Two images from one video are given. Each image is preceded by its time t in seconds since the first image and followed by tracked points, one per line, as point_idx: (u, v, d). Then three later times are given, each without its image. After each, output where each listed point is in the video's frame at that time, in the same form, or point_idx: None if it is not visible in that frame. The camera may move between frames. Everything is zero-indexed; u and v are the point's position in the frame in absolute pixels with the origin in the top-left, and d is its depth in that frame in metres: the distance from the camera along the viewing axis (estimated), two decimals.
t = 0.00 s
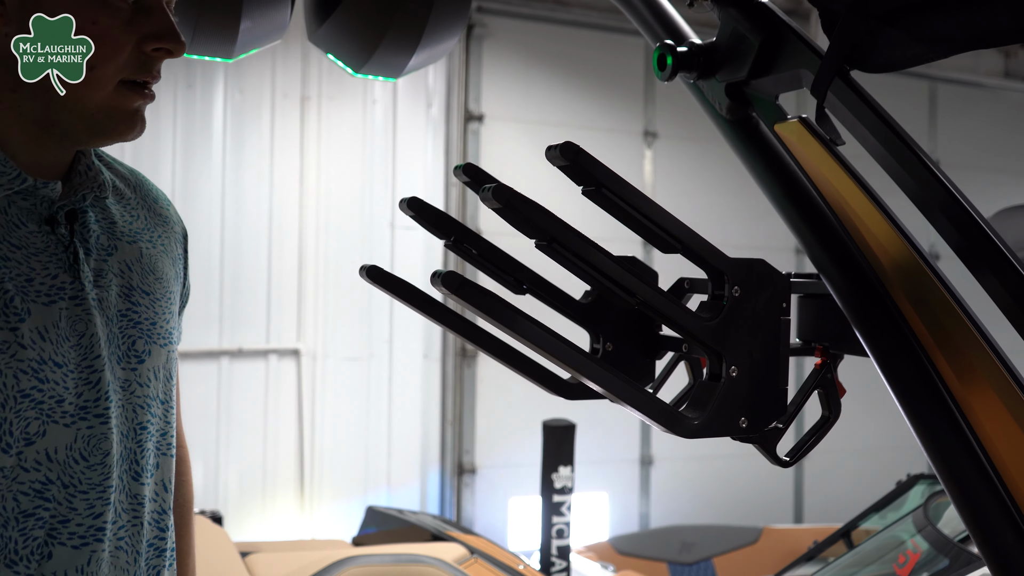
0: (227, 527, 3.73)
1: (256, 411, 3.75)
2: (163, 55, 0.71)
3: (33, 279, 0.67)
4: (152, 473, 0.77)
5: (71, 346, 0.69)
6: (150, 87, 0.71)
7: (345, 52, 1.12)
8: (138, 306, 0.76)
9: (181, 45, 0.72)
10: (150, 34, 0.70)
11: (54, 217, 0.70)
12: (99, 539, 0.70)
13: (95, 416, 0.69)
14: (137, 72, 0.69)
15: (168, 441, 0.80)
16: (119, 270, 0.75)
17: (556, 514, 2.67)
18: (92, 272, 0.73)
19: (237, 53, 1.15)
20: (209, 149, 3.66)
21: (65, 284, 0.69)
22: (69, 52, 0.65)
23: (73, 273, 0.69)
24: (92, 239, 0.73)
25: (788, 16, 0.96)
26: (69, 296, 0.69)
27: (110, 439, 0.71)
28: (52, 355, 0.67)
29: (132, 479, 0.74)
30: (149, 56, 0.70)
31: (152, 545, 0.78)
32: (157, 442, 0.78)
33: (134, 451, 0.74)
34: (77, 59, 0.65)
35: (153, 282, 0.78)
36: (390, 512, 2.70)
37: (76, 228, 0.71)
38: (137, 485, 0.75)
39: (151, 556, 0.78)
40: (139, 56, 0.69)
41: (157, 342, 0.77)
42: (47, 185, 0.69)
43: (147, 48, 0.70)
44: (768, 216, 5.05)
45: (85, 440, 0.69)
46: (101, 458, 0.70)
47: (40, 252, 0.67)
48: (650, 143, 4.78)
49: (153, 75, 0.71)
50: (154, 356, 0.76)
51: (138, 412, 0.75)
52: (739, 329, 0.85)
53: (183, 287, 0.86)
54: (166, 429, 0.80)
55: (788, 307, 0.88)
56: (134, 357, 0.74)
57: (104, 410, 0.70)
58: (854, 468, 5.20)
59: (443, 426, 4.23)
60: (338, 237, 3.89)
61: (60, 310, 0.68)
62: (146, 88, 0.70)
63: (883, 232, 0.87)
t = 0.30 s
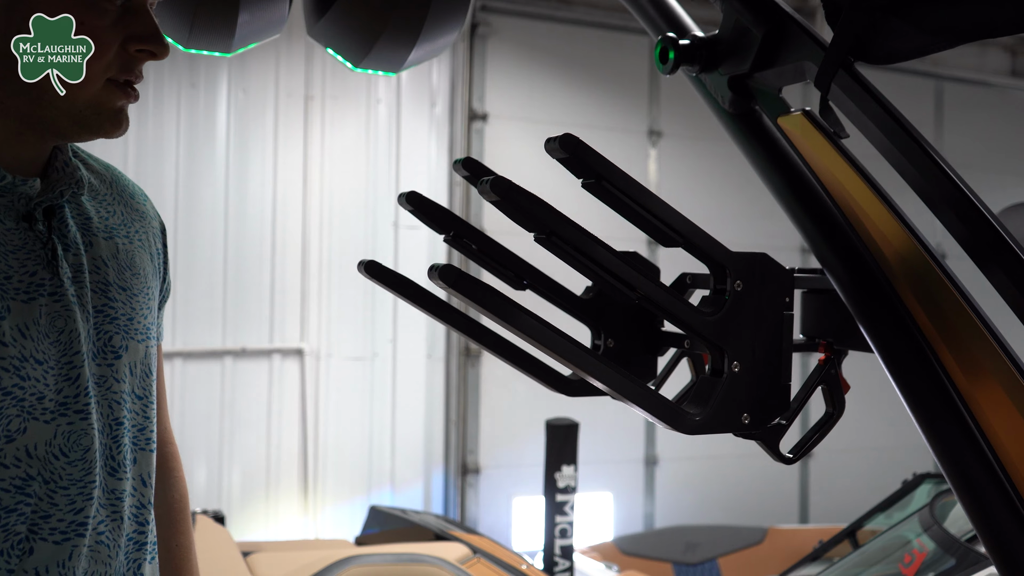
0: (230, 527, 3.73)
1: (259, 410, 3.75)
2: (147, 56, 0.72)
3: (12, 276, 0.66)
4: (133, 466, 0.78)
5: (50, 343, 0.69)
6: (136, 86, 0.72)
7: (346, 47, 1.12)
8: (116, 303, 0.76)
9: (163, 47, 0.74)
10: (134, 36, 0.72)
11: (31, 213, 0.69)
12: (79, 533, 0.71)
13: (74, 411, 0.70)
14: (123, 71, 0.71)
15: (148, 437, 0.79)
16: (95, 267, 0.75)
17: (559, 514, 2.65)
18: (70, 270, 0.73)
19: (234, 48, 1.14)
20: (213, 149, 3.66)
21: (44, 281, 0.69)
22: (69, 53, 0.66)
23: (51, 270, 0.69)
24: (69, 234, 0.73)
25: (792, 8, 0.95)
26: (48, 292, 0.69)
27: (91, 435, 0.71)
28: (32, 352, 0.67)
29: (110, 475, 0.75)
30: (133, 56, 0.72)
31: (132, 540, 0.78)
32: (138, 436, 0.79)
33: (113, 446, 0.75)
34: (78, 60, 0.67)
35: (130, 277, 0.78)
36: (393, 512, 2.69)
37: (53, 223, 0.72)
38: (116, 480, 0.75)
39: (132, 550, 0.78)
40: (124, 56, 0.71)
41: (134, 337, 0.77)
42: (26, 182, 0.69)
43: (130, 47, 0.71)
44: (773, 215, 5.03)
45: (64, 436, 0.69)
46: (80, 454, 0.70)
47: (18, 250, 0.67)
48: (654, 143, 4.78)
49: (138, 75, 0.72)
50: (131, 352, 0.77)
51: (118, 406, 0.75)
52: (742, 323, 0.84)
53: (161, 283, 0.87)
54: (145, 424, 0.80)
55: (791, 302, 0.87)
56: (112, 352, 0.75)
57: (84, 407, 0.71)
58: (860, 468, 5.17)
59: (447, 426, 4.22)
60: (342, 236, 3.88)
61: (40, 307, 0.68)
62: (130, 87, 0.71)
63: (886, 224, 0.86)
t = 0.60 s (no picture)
0: (230, 527, 3.72)
1: (259, 411, 3.75)
2: (146, 53, 0.68)
3: (7, 269, 0.61)
4: (133, 460, 0.73)
5: (48, 337, 0.64)
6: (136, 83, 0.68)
7: (341, 43, 1.12)
8: (115, 293, 0.71)
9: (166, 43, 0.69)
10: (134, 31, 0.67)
11: (27, 208, 0.64)
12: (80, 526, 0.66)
13: (73, 404, 0.65)
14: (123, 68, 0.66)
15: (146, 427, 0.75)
16: (92, 259, 0.70)
17: (559, 514, 2.65)
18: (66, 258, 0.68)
19: (230, 44, 1.14)
20: (213, 149, 3.65)
21: (40, 275, 0.64)
22: (69, 53, 0.62)
23: (47, 264, 0.64)
24: (64, 227, 0.68)
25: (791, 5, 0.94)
26: (44, 286, 0.64)
27: (92, 428, 0.67)
28: (30, 346, 0.62)
29: (111, 466, 0.70)
30: (131, 52, 0.67)
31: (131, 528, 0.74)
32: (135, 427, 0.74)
33: (113, 443, 0.70)
34: (77, 61, 0.62)
35: (127, 270, 0.73)
36: (392, 512, 2.68)
37: (49, 218, 0.66)
38: (117, 471, 0.70)
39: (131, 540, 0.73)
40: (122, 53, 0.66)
41: (133, 328, 0.72)
42: (23, 178, 0.64)
43: (130, 44, 0.66)
44: (775, 215, 5.02)
45: (61, 431, 0.65)
46: (81, 447, 0.66)
47: (14, 245, 0.62)
48: (655, 142, 4.77)
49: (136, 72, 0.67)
50: (131, 344, 0.72)
51: (118, 398, 0.70)
52: (741, 322, 0.83)
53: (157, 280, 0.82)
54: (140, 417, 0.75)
55: (790, 301, 0.86)
56: (111, 345, 0.70)
57: (85, 399, 0.66)
58: (861, 468, 5.17)
59: (447, 426, 4.23)
60: (341, 236, 3.88)
61: (37, 301, 0.63)
62: (127, 82, 0.67)
63: (884, 222, 0.85)
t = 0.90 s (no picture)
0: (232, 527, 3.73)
1: (261, 411, 3.75)
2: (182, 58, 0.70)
3: (50, 266, 0.67)
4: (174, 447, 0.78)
5: (87, 327, 0.69)
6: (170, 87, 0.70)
7: (341, 43, 1.12)
8: (151, 285, 0.76)
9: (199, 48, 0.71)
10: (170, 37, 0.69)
11: (68, 206, 0.70)
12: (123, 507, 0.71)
13: (111, 392, 0.70)
14: (159, 72, 0.69)
15: (183, 415, 0.79)
16: (129, 254, 0.75)
17: (560, 514, 2.65)
18: (106, 255, 0.73)
19: (228, 43, 1.14)
20: (215, 149, 3.66)
21: (81, 270, 0.69)
22: (69, 53, 0.63)
23: (86, 258, 0.70)
24: (103, 225, 0.73)
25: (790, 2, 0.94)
26: (83, 279, 0.69)
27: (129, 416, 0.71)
28: (70, 336, 0.67)
29: (144, 452, 0.74)
30: (168, 57, 0.69)
31: (170, 511, 0.78)
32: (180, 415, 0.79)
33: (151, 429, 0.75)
34: (76, 60, 0.64)
35: (162, 264, 0.78)
36: (394, 512, 2.68)
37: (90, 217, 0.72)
38: (149, 456, 0.75)
39: (177, 523, 0.78)
40: (161, 60, 0.69)
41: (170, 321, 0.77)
42: (62, 178, 0.69)
43: (166, 50, 0.69)
44: (778, 215, 5.02)
45: (102, 415, 0.69)
46: (118, 432, 0.70)
47: (55, 240, 0.68)
48: (658, 142, 4.77)
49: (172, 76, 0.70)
50: (165, 335, 0.76)
51: (152, 387, 0.75)
52: (739, 320, 0.83)
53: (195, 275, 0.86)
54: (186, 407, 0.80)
55: (788, 299, 0.86)
56: (145, 336, 0.74)
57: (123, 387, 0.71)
58: (864, 468, 5.16)
59: (450, 427, 4.24)
60: (343, 236, 3.89)
61: (76, 295, 0.68)
62: (162, 86, 0.70)
63: (882, 221, 0.85)
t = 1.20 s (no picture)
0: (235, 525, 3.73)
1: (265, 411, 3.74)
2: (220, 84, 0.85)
3: (113, 265, 0.88)
4: (211, 426, 1.00)
5: (143, 319, 0.90)
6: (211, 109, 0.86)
7: (341, 41, 1.13)
8: (202, 284, 0.98)
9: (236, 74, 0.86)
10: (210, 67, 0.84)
11: (132, 214, 0.91)
12: (158, 478, 0.93)
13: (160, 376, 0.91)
14: (200, 97, 0.85)
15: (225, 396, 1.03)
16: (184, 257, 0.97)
17: (562, 512, 2.65)
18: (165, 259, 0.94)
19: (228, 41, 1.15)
20: (218, 148, 3.66)
21: (142, 272, 0.90)
22: (69, 53, 0.80)
23: (146, 262, 0.91)
24: (164, 230, 0.95)
25: None
26: (143, 280, 0.90)
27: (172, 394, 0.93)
28: (129, 328, 0.88)
29: (188, 426, 0.97)
30: (209, 84, 0.84)
31: (211, 480, 1.01)
32: (219, 399, 1.02)
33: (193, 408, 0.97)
34: (77, 59, 0.80)
35: (211, 267, 0.99)
36: (397, 510, 2.71)
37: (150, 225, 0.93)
38: (197, 434, 0.98)
39: (210, 494, 1.01)
40: (202, 87, 0.84)
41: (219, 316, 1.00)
42: (123, 188, 0.89)
43: (207, 77, 0.84)
44: (780, 215, 5.03)
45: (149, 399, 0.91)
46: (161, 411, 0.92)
47: (123, 248, 0.89)
48: (660, 142, 4.78)
49: (214, 99, 0.86)
50: (211, 327, 0.98)
51: (195, 372, 0.96)
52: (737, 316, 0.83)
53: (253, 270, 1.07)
54: (223, 392, 1.03)
55: (785, 295, 0.86)
56: (195, 327, 0.96)
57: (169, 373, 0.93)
58: (867, 467, 5.16)
59: (453, 426, 4.27)
60: (347, 236, 3.90)
61: (137, 292, 0.89)
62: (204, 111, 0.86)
63: (880, 220, 0.85)
